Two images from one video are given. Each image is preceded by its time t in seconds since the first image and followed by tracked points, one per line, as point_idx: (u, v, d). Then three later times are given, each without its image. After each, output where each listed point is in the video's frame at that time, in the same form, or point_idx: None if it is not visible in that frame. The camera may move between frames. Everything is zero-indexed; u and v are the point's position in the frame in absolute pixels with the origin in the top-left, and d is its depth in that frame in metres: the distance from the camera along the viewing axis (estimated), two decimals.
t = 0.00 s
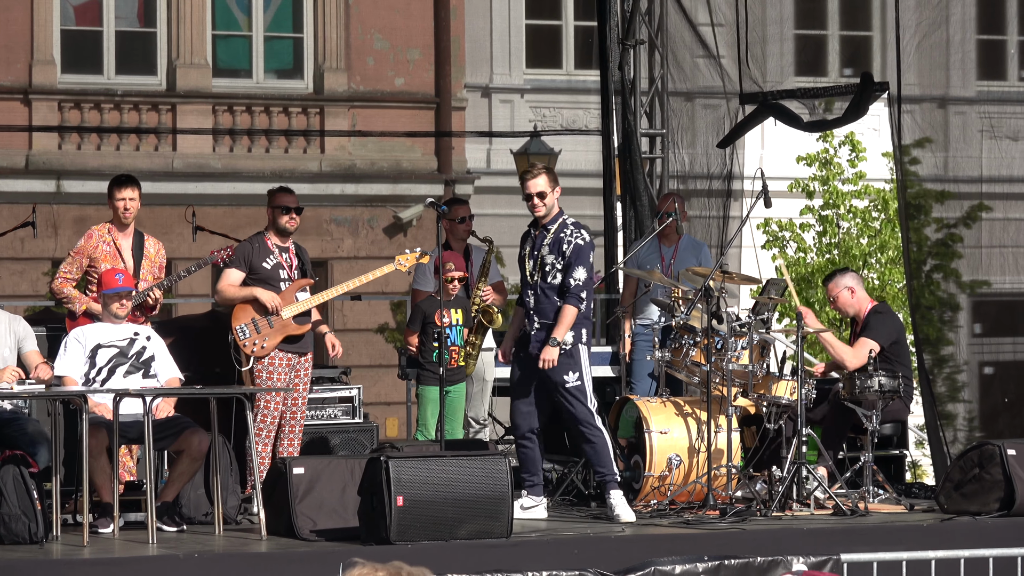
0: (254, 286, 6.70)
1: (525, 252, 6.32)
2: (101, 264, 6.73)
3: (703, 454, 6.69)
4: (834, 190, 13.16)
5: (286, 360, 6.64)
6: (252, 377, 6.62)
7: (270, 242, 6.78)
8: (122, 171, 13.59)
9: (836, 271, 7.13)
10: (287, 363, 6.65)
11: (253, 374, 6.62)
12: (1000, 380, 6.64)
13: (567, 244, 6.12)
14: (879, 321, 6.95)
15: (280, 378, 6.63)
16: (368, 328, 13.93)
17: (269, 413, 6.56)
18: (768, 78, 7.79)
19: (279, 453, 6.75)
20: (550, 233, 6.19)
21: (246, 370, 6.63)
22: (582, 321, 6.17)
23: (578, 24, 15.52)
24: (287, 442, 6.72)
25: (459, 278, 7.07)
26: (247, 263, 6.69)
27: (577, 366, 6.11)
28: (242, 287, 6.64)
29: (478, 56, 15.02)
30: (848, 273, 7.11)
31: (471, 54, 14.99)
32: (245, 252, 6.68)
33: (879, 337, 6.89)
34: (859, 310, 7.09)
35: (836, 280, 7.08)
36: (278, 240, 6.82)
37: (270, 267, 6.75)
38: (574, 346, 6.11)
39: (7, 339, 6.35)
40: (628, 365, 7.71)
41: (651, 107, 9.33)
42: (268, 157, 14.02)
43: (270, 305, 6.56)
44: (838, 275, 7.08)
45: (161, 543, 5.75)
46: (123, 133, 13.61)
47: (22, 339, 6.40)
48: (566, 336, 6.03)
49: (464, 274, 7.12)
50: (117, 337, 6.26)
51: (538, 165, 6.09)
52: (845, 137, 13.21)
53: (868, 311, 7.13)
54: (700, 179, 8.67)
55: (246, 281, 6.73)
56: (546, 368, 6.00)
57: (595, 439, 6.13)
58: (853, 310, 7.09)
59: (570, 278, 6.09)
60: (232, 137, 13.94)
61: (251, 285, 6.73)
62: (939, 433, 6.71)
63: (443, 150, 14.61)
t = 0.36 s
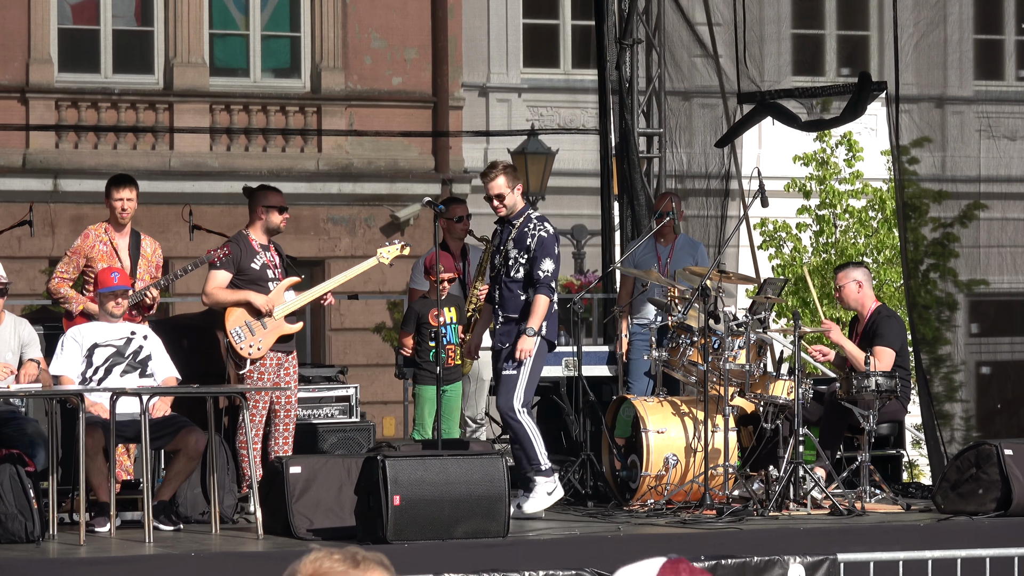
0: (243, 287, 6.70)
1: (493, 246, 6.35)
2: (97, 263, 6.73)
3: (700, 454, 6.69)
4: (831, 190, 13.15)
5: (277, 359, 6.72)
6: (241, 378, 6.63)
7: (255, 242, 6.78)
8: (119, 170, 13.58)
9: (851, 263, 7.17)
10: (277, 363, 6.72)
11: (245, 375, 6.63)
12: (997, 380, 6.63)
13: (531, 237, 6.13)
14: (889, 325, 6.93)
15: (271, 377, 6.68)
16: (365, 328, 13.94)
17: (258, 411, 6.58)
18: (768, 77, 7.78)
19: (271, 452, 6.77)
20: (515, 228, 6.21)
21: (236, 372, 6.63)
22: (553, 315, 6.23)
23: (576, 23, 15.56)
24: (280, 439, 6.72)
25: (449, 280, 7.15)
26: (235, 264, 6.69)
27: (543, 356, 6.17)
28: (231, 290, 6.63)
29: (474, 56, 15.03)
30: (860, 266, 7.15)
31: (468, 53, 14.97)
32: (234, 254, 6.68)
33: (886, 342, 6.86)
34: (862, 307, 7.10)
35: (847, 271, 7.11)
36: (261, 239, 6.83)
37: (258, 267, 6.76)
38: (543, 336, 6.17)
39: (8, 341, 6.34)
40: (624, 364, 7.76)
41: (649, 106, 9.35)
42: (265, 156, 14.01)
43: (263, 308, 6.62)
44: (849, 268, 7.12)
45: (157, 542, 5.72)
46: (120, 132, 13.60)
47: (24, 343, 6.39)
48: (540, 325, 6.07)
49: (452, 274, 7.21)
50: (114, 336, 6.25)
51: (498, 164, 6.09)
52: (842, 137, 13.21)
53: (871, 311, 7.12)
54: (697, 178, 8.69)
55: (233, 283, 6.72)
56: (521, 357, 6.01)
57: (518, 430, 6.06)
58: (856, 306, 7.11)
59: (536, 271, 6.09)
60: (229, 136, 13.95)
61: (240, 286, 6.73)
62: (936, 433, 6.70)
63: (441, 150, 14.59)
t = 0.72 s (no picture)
0: (243, 287, 6.70)
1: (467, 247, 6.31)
2: (95, 262, 6.74)
3: (698, 454, 6.70)
4: (828, 189, 13.16)
5: (279, 359, 6.74)
6: (244, 379, 6.64)
7: (249, 242, 6.77)
8: (116, 169, 13.58)
9: (852, 260, 7.20)
10: (278, 363, 6.74)
11: (249, 377, 6.63)
12: (995, 379, 6.64)
13: (502, 239, 6.08)
14: (891, 326, 6.93)
15: (274, 377, 6.71)
16: (363, 327, 13.94)
17: (259, 411, 6.64)
18: (765, 77, 7.82)
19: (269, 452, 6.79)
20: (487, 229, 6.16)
21: (241, 373, 6.64)
22: (526, 317, 6.12)
23: (574, 22, 15.59)
24: (278, 438, 6.72)
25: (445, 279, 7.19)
26: (234, 266, 6.68)
27: (518, 360, 6.10)
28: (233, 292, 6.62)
29: (473, 56, 15.09)
30: (862, 264, 7.18)
31: (466, 53, 15.02)
32: (232, 256, 6.66)
33: (893, 346, 6.89)
34: (861, 306, 7.13)
35: (848, 268, 7.15)
36: (254, 238, 6.83)
37: (256, 268, 6.76)
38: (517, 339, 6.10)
39: (8, 341, 6.34)
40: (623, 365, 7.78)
41: (646, 106, 9.36)
42: (263, 155, 14.00)
43: (264, 311, 6.61)
44: (850, 265, 7.15)
45: (154, 542, 5.71)
46: (118, 131, 13.60)
47: (24, 343, 6.39)
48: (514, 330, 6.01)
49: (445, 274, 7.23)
50: (112, 336, 6.25)
51: (483, 162, 6.04)
52: (839, 136, 13.22)
53: (869, 310, 7.14)
54: (694, 178, 8.70)
55: (233, 284, 6.71)
56: (499, 363, 5.97)
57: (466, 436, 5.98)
58: (856, 305, 7.14)
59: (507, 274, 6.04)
60: (227, 136, 13.97)
61: (239, 287, 6.72)
62: (935, 432, 6.70)
63: (439, 150, 14.66)
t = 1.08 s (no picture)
0: (244, 286, 6.71)
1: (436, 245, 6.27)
2: (93, 261, 6.75)
3: (697, 453, 6.70)
4: (830, 188, 13.16)
5: (281, 357, 6.74)
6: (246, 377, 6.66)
7: (251, 241, 6.78)
8: (116, 169, 13.59)
9: (852, 259, 7.20)
10: (280, 361, 6.74)
11: (249, 375, 6.65)
12: (994, 379, 6.64)
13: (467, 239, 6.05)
14: (888, 325, 6.93)
15: (274, 375, 6.71)
16: (362, 327, 13.94)
17: (261, 411, 6.64)
18: (764, 76, 7.84)
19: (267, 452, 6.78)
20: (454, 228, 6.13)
21: (242, 370, 6.65)
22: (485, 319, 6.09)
23: (573, 22, 15.61)
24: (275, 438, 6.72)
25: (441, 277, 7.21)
26: (234, 265, 6.69)
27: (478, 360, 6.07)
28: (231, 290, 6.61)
29: (472, 55, 15.09)
30: (862, 263, 7.17)
31: (465, 54, 15.04)
32: (232, 255, 6.67)
33: (886, 343, 6.88)
34: (858, 304, 7.14)
35: (847, 266, 7.15)
36: (257, 238, 6.83)
37: (256, 267, 6.77)
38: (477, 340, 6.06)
39: (5, 341, 6.34)
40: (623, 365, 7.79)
41: (645, 106, 9.36)
42: (263, 155, 14.02)
43: (263, 308, 6.60)
44: (849, 263, 7.16)
45: (154, 542, 5.70)
46: (117, 131, 13.60)
47: (21, 343, 6.39)
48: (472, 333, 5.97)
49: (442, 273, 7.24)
50: (111, 335, 6.25)
51: (459, 160, 6.02)
52: (841, 136, 13.23)
53: (867, 309, 7.16)
54: (694, 178, 8.70)
55: (233, 283, 6.72)
56: (456, 366, 5.93)
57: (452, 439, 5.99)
58: (854, 303, 7.14)
59: (469, 276, 6.01)
60: (226, 136, 13.99)
61: (239, 286, 6.73)
62: (934, 432, 6.70)
63: (438, 149, 14.66)
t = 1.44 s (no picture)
0: (244, 286, 6.74)
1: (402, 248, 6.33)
2: (93, 261, 6.75)
3: (696, 454, 6.69)
4: (832, 188, 13.18)
5: (282, 358, 6.75)
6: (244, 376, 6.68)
7: (254, 242, 6.82)
8: (115, 169, 13.58)
9: (852, 259, 7.20)
10: (281, 361, 6.76)
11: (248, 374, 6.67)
12: (993, 380, 6.64)
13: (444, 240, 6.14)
14: (886, 323, 6.94)
15: (273, 374, 6.76)
16: (361, 327, 13.96)
17: (263, 411, 6.70)
18: (764, 77, 7.84)
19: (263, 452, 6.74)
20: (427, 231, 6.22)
21: (240, 370, 6.66)
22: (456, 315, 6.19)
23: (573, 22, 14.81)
24: (273, 438, 6.72)
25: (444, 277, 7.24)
26: (234, 264, 6.73)
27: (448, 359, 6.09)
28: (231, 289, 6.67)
29: (472, 55, 14.82)
30: (862, 263, 7.17)
31: (465, 55, 14.78)
32: (231, 255, 6.73)
33: (886, 337, 6.90)
34: (858, 303, 7.13)
35: (847, 266, 7.14)
36: (261, 239, 6.87)
37: (257, 266, 6.79)
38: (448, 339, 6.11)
39: (6, 340, 6.34)
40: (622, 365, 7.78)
41: (645, 106, 9.36)
42: (263, 155, 14.03)
43: (258, 308, 6.59)
44: (849, 263, 7.15)
45: (153, 541, 5.71)
46: (117, 131, 13.59)
47: (21, 342, 6.39)
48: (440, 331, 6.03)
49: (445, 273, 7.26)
50: (110, 335, 6.24)
51: (429, 162, 6.13)
52: (844, 136, 13.26)
53: (866, 309, 7.15)
54: (694, 178, 8.71)
55: (234, 283, 6.77)
56: (412, 360, 5.98)
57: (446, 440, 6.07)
58: (853, 301, 7.13)
59: (445, 276, 6.10)
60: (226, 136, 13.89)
61: (240, 286, 6.77)
62: (933, 433, 6.70)
63: (438, 149, 14.68)
